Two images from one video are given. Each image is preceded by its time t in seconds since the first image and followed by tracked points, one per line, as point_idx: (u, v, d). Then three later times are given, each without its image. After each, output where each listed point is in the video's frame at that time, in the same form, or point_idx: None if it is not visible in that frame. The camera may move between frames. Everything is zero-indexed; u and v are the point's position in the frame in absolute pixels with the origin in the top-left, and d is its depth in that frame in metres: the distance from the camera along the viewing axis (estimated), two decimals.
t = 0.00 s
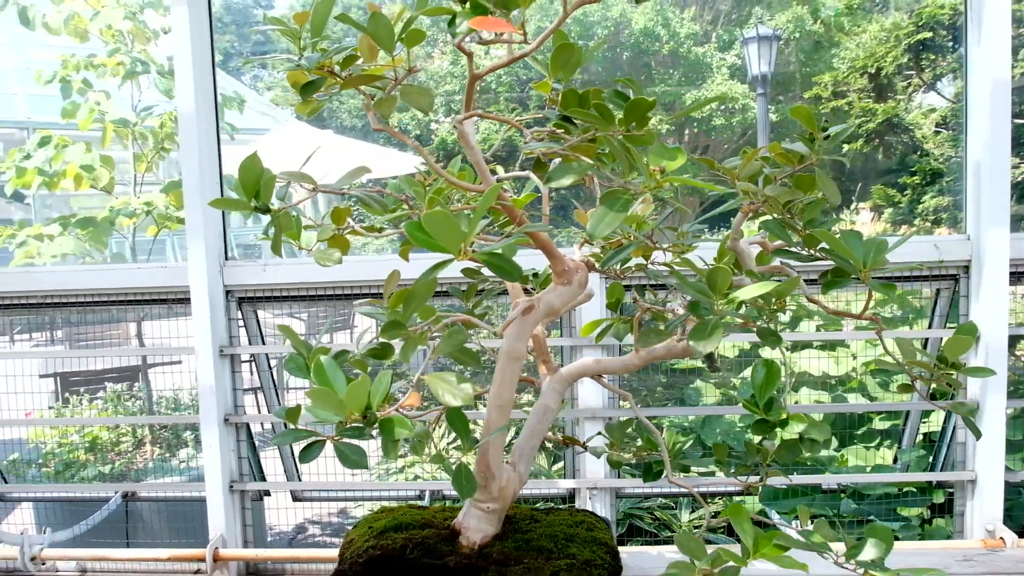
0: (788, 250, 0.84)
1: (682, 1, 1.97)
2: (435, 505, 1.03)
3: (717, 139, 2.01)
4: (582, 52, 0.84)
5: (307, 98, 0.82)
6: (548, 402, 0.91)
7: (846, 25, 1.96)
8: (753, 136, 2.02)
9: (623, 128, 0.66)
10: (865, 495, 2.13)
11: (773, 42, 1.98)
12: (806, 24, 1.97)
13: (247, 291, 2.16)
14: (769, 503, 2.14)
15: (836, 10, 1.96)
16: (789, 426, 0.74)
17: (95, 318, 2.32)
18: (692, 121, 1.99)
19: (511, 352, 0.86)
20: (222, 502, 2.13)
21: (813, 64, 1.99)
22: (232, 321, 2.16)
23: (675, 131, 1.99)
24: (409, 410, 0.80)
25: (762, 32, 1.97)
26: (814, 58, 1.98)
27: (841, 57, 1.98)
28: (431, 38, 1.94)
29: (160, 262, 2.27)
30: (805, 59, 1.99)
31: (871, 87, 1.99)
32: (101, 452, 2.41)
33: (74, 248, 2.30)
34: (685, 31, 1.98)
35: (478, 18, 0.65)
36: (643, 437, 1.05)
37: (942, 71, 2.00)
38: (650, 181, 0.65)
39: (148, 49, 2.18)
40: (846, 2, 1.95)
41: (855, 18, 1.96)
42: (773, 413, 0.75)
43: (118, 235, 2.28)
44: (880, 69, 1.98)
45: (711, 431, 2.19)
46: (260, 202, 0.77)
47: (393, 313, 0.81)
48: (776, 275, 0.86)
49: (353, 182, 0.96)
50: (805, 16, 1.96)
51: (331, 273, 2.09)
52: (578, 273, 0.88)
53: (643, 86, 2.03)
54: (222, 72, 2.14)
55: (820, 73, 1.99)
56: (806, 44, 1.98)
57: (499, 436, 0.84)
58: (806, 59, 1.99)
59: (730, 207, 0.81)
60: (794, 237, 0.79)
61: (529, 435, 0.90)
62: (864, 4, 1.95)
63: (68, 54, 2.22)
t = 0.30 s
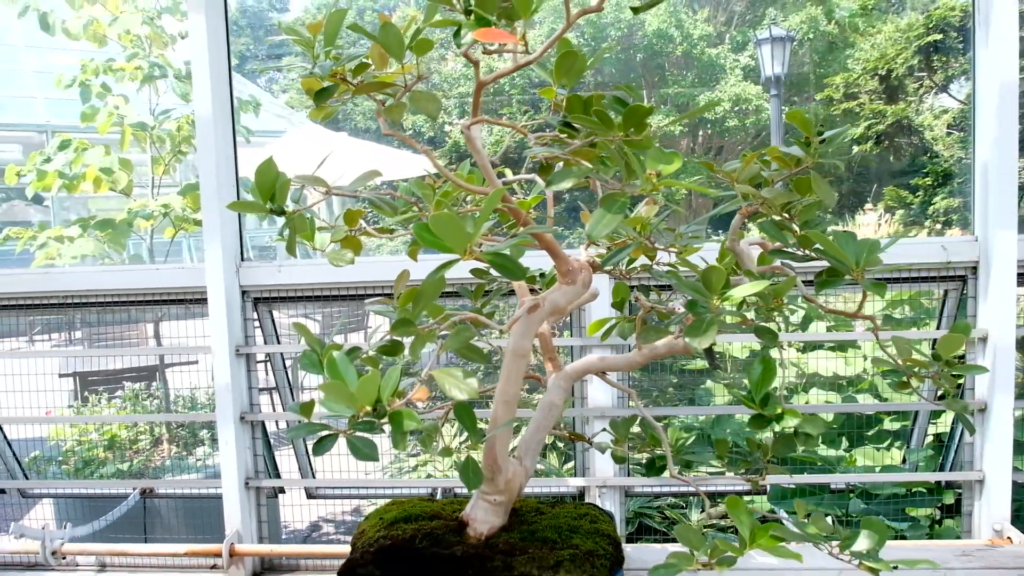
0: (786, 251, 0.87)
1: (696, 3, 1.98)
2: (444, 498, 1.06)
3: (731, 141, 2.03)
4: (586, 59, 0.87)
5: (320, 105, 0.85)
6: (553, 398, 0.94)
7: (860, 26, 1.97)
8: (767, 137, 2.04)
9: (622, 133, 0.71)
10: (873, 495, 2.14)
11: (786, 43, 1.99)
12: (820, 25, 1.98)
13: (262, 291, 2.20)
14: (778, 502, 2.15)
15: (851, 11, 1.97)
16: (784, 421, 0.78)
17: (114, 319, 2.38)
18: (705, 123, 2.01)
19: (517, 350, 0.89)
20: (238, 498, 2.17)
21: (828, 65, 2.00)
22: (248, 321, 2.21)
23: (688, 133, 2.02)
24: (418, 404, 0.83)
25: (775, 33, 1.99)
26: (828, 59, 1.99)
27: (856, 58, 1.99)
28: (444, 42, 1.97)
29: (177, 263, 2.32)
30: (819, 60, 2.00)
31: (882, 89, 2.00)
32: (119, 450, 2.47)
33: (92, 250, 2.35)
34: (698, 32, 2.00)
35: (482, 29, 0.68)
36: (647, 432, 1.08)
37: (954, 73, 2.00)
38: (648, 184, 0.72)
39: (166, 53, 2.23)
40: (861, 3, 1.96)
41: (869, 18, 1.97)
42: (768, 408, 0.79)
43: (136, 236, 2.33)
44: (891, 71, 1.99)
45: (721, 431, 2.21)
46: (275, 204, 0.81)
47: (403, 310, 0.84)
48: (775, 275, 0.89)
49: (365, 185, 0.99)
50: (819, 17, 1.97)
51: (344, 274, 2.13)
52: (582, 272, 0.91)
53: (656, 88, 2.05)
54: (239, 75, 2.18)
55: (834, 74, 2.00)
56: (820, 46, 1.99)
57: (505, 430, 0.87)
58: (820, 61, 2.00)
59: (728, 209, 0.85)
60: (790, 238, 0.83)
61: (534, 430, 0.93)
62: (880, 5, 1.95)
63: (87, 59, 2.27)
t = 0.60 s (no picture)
0: (784, 254, 0.92)
1: (709, 6, 2.00)
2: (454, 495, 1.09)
3: (745, 143, 2.05)
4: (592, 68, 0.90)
5: (334, 114, 0.88)
6: (560, 398, 0.97)
7: (875, 27, 1.99)
8: (781, 140, 2.05)
9: (621, 142, 0.75)
10: (885, 497, 2.13)
11: (800, 45, 2.01)
12: (835, 27, 2.00)
13: (278, 294, 2.24)
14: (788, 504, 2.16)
15: (866, 13, 1.98)
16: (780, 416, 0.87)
17: (132, 321, 2.43)
18: (720, 125, 2.05)
19: (524, 350, 0.92)
20: (254, 497, 2.21)
21: (842, 67, 2.01)
22: (263, 323, 2.25)
23: (703, 135, 2.06)
24: (428, 402, 0.86)
25: (789, 35, 2.00)
26: (843, 60, 2.01)
27: (870, 60, 2.00)
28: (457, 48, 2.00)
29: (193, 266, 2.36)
30: (834, 62, 2.01)
31: (893, 92, 2.01)
32: (136, 451, 2.52)
33: (111, 253, 2.40)
34: (712, 35, 2.02)
35: (488, 45, 0.71)
36: (652, 431, 1.11)
37: (966, 76, 2.01)
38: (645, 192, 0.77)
39: (183, 60, 2.29)
40: (875, 5, 1.97)
41: (884, 20, 1.98)
42: (765, 405, 0.87)
43: (154, 240, 2.38)
44: (902, 74, 2.00)
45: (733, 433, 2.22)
46: (292, 210, 0.84)
47: (414, 312, 0.87)
48: (773, 276, 0.94)
49: (377, 191, 1.02)
50: (834, 20, 1.99)
51: (358, 277, 2.17)
52: (588, 275, 0.94)
53: (670, 91, 2.07)
54: (254, 81, 2.22)
55: (847, 77, 2.01)
56: (834, 48, 2.01)
57: (512, 428, 0.89)
58: (835, 63, 2.01)
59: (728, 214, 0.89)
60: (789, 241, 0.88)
61: (541, 429, 0.96)
62: (895, 6, 1.97)
63: (106, 65, 2.33)
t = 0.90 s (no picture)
0: (783, 257, 0.95)
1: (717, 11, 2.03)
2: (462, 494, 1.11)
3: (754, 147, 2.07)
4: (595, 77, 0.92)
5: (345, 122, 0.91)
6: (565, 398, 0.99)
7: (883, 31, 2.00)
8: (789, 143, 2.06)
9: (622, 149, 0.78)
10: (891, 499, 2.14)
11: (809, 49, 2.02)
12: (843, 31, 2.02)
13: (290, 298, 2.28)
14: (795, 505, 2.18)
15: (874, 17, 2.00)
16: (779, 415, 0.91)
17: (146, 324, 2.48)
18: (728, 129, 2.07)
19: (530, 351, 0.95)
20: (266, 498, 2.25)
21: (851, 71, 2.03)
22: (275, 327, 2.29)
23: (711, 139, 2.08)
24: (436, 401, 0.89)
25: (798, 40, 2.02)
26: (852, 65, 2.02)
27: (879, 64, 2.02)
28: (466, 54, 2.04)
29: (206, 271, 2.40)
30: (842, 66, 2.03)
31: (899, 97, 2.02)
32: (150, 453, 2.56)
33: (125, 258, 2.45)
34: (721, 39, 2.04)
35: (492, 56, 0.74)
36: (656, 431, 1.13)
37: (973, 80, 2.02)
38: (647, 197, 0.80)
39: (197, 68, 2.34)
40: (883, 9, 1.99)
41: (893, 24, 2.00)
42: (764, 404, 0.91)
43: (167, 245, 2.43)
44: (908, 79, 2.02)
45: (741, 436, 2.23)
46: (305, 215, 0.87)
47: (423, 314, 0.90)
48: (774, 278, 0.98)
49: (386, 197, 1.05)
50: (842, 24, 2.01)
51: (369, 280, 2.21)
52: (592, 278, 0.96)
53: (678, 95, 2.09)
54: (267, 87, 2.27)
55: (855, 81, 2.03)
56: (843, 52, 2.02)
57: (519, 426, 0.92)
58: (844, 67, 2.03)
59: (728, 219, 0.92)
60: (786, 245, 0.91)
61: (547, 428, 0.98)
62: (903, 10, 1.99)
63: (121, 72, 2.38)
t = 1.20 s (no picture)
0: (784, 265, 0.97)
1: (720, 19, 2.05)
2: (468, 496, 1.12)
3: (756, 154, 2.10)
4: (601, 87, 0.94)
5: (357, 130, 0.93)
6: (570, 402, 1.01)
7: (886, 40, 2.03)
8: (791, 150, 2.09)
9: (629, 159, 0.80)
10: (891, 505, 2.16)
11: (812, 58, 2.05)
12: (847, 39, 2.04)
13: (295, 301, 2.31)
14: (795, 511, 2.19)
15: (878, 26, 2.02)
16: (779, 418, 0.93)
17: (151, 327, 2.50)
18: (731, 136, 2.10)
19: (536, 355, 0.97)
20: (270, 501, 2.26)
21: (854, 80, 2.05)
22: (281, 330, 2.31)
23: (714, 147, 2.10)
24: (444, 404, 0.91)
25: (801, 48, 2.05)
26: (855, 73, 2.05)
27: (881, 73, 2.04)
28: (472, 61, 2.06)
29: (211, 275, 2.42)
30: (845, 75, 2.05)
31: (901, 106, 2.05)
32: (154, 455, 2.58)
33: (130, 261, 2.47)
34: (724, 47, 2.07)
35: (503, 69, 0.78)
36: (659, 434, 1.15)
37: (973, 91, 2.04)
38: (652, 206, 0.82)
39: (204, 71, 2.37)
40: (886, 18, 2.01)
41: (896, 33, 2.02)
42: (765, 408, 0.93)
43: (173, 248, 2.45)
44: (909, 89, 2.04)
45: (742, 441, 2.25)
46: (317, 221, 0.89)
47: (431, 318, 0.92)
48: (775, 285, 1.00)
49: (396, 204, 1.07)
50: (845, 33, 2.03)
51: (374, 284, 2.23)
52: (597, 284, 0.99)
53: (681, 102, 2.11)
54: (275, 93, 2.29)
55: (858, 90, 2.05)
56: (846, 60, 2.05)
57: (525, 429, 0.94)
58: (847, 75, 2.05)
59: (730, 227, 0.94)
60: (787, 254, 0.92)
61: (552, 431, 1.00)
62: (906, 20, 2.01)
63: (129, 76, 2.40)
